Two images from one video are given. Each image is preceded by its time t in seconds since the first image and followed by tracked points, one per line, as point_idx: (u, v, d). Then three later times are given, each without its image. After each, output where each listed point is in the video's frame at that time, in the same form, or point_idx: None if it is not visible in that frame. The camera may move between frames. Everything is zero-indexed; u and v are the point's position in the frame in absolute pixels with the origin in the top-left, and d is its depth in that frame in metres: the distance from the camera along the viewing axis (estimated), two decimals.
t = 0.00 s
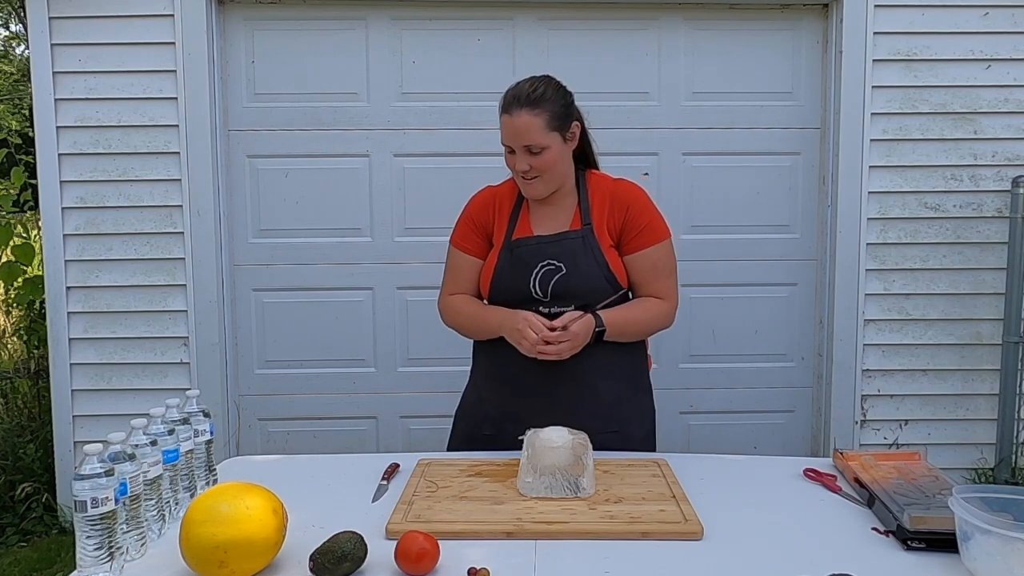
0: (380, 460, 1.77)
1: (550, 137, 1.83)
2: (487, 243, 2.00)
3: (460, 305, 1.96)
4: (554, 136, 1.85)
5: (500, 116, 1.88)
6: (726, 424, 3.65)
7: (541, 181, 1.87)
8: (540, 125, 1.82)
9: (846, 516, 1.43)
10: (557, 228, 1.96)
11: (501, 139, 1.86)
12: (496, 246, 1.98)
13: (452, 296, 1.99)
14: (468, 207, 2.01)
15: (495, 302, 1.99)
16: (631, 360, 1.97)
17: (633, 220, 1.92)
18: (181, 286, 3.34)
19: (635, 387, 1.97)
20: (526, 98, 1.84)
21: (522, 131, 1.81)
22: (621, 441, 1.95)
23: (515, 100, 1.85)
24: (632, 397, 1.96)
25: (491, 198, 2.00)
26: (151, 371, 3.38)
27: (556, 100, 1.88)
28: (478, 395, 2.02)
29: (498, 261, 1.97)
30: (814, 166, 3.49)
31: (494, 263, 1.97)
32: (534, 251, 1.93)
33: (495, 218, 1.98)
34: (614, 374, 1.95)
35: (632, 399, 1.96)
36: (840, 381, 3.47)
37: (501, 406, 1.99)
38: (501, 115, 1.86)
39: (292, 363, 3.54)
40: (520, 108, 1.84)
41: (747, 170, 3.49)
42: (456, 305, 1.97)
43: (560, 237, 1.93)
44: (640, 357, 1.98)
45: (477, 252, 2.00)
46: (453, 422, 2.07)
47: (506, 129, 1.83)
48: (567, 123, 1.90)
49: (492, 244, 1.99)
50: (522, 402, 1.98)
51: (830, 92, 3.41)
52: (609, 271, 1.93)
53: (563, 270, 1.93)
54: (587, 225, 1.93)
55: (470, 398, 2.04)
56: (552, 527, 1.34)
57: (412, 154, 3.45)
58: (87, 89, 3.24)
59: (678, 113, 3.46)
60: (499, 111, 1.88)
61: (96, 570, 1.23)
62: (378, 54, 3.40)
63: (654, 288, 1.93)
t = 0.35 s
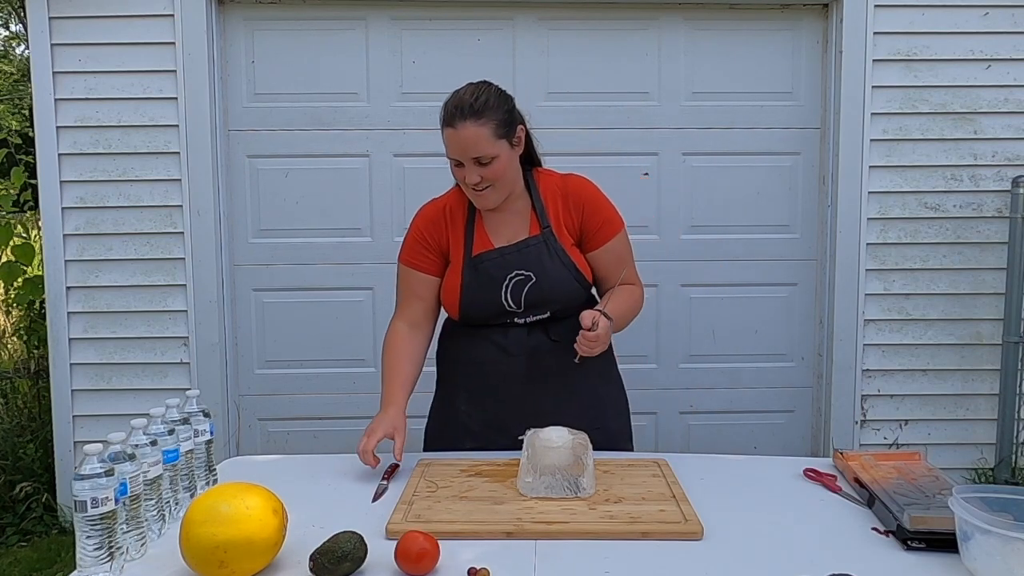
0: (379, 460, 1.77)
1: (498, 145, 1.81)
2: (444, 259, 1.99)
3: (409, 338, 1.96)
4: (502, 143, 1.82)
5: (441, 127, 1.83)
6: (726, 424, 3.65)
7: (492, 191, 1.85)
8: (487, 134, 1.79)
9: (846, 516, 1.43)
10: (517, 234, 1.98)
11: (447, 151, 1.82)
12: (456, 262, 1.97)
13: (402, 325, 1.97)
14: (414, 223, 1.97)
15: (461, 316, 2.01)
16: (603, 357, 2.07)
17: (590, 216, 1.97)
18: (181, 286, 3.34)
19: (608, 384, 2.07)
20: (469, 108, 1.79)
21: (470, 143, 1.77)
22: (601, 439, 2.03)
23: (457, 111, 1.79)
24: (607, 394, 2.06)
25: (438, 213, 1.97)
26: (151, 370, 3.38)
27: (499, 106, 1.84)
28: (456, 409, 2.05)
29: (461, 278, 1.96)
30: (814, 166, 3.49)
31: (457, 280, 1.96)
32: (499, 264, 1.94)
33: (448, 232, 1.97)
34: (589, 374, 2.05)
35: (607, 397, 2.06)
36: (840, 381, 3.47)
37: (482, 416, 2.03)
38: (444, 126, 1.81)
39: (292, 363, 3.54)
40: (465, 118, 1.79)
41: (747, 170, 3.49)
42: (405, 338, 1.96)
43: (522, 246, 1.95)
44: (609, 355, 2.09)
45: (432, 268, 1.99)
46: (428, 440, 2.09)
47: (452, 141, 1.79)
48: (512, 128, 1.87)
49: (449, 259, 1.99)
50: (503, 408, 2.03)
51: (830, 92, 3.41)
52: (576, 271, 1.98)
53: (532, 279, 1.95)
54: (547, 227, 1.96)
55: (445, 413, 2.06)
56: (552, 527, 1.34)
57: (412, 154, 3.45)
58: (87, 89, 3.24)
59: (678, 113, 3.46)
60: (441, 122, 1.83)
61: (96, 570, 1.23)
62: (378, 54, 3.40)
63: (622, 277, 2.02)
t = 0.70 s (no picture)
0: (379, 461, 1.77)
1: (483, 141, 1.80)
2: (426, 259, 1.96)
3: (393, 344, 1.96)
4: (488, 140, 1.82)
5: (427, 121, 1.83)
6: (726, 424, 3.65)
7: (476, 187, 1.84)
8: (473, 129, 1.78)
9: (846, 516, 1.43)
10: (499, 234, 1.97)
11: (433, 145, 1.81)
12: (439, 261, 1.95)
13: (385, 329, 1.97)
14: (394, 224, 1.95)
15: (445, 317, 1.98)
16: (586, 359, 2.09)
17: (574, 214, 2.00)
18: (181, 286, 3.34)
19: (591, 382, 2.09)
20: (457, 102, 1.79)
21: (455, 136, 1.77)
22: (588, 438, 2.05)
23: (445, 104, 1.79)
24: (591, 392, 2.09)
25: (419, 213, 1.95)
26: (151, 370, 3.38)
27: (485, 102, 1.84)
28: (441, 414, 2.03)
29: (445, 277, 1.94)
30: (814, 166, 3.49)
31: (440, 279, 1.94)
32: (484, 262, 1.93)
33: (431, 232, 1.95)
34: (573, 373, 2.06)
35: (592, 395, 2.08)
36: (840, 381, 3.47)
37: (469, 419, 2.03)
38: (429, 120, 1.80)
39: (292, 363, 3.54)
40: (451, 112, 1.78)
41: (747, 170, 3.49)
42: (388, 343, 1.95)
43: (505, 243, 1.95)
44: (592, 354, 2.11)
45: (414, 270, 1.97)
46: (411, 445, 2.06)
47: (437, 135, 1.78)
48: (498, 125, 1.87)
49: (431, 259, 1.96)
50: (488, 412, 2.02)
51: (830, 92, 3.41)
52: (560, 269, 1.98)
53: (518, 277, 1.94)
54: (530, 225, 1.97)
55: (430, 418, 2.04)
56: (552, 527, 1.34)
57: (412, 155, 3.45)
58: (87, 89, 3.24)
59: (678, 113, 3.47)
60: (427, 116, 1.83)
61: (96, 570, 1.23)
62: (378, 54, 3.40)
63: (604, 275, 2.07)
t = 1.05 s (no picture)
0: (380, 460, 1.77)
1: (511, 126, 1.84)
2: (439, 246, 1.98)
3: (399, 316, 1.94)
4: (516, 127, 1.86)
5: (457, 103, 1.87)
6: (725, 424, 3.65)
7: (498, 171, 1.87)
8: (504, 112, 1.83)
9: (846, 516, 1.43)
10: (512, 226, 1.99)
11: (461, 125, 1.85)
12: (451, 248, 1.97)
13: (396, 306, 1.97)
14: (411, 212, 1.99)
15: (454, 304, 1.99)
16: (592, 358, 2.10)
17: (587, 213, 2.03)
18: (181, 286, 3.34)
19: (596, 381, 2.09)
20: (491, 87, 1.85)
21: (485, 118, 1.80)
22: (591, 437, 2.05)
23: (479, 88, 1.85)
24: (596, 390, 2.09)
25: (436, 200, 1.99)
26: (151, 370, 3.38)
27: (515, 93, 1.89)
28: (446, 409, 2.03)
29: (457, 262, 1.96)
30: (814, 166, 3.49)
31: (452, 264, 1.96)
32: (496, 250, 1.95)
33: (445, 218, 1.98)
34: (578, 370, 2.06)
35: (597, 393, 2.08)
36: (840, 381, 3.47)
37: (473, 415, 2.03)
38: (460, 102, 1.85)
39: (292, 363, 3.54)
40: (482, 95, 1.83)
41: (747, 170, 3.49)
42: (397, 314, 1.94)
43: (518, 234, 1.97)
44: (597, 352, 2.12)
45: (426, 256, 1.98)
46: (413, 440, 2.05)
47: (468, 115, 1.82)
48: (524, 117, 1.92)
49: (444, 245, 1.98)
50: (492, 408, 2.03)
51: (830, 92, 3.41)
52: (571, 264, 2.00)
53: (529, 267, 1.96)
54: (544, 220, 1.99)
55: (433, 413, 2.04)
56: (552, 527, 1.34)
57: (412, 154, 3.45)
58: (87, 89, 3.24)
59: (678, 113, 3.46)
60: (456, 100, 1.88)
61: (96, 570, 1.23)
62: (378, 54, 3.40)
63: (611, 279, 2.09)
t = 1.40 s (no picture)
0: (381, 460, 1.77)
1: (551, 114, 1.87)
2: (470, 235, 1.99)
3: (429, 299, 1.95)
4: (555, 116, 1.89)
5: (498, 91, 1.90)
6: (726, 424, 3.65)
7: (535, 159, 1.89)
8: (544, 100, 1.85)
9: (846, 516, 1.43)
10: (544, 217, 2.00)
11: (500, 111, 1.87)
12: (483, 236, 1.98)
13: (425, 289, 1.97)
14: (443, 204, 2.02)
15: (484, 293, 1.98)
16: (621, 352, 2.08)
17: (618, 211, 2.03)
18: (181, 286, 3.34)
19: (623, 376, 2.07)
20: (532, 76, 1.89)
21: (527, 103, 1.83)
22: (619, 432, 2.03)
23: (521, 77, 1.88)
24: (624, 386, 2.06)
25: (469, 192, 2.01)
26: (151, 370, 3.38)
27: (554, 86, 1.92)
28: (473, 400, 2.03)
29: (490, 251, 1.96)
30: (814, 166, 3.49)
31: (483, 252, 1.96)
32: (528, 238, 1.96)
33: (477, 208, 1.99)
34: (606, 364, 2.04)
35: (624, 389, 2.06)
36: (840, 381, 3.47)
37: (500, 407, 2.03)
38: (502, 88, 1.88)
39: (292, 363, 3.54)
40: (525, 83, 1.86)
41: (747, 170, 3.49)
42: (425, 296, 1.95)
43: (551, 224, 1.98)
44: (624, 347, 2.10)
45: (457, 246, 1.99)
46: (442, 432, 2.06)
47: (509, 101, 1.84)
48: (561, 109, 1.95)
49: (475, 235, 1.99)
50: (519, 401, 2.02)
51: (830, 92, 3.40)
52: (601, 255, 2.00)
53: (561, 255, 1.96)
54: (576, 213, 2.00)
55: (461, 404, 2.04)
56: (552, 527, 1.34)
57: (412, 154, 3.45)
58: (87, 89, 3.24)
59: (678, 113, 3.46)
60: (498, 88, 1.90)
61: (96, 570, 1.23)
62: (378, 54, 3.40)
63: (638, 278, 2.08)
